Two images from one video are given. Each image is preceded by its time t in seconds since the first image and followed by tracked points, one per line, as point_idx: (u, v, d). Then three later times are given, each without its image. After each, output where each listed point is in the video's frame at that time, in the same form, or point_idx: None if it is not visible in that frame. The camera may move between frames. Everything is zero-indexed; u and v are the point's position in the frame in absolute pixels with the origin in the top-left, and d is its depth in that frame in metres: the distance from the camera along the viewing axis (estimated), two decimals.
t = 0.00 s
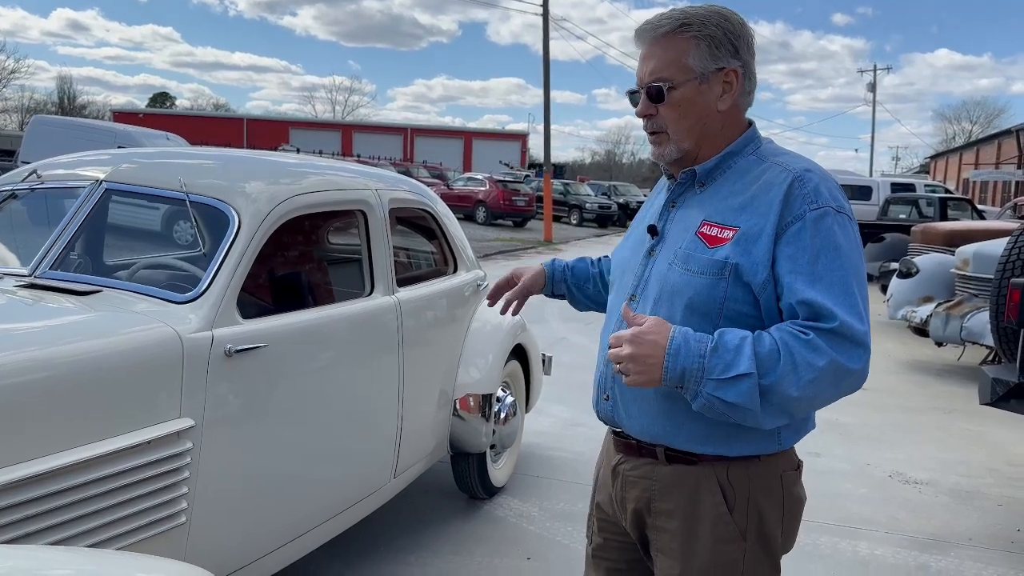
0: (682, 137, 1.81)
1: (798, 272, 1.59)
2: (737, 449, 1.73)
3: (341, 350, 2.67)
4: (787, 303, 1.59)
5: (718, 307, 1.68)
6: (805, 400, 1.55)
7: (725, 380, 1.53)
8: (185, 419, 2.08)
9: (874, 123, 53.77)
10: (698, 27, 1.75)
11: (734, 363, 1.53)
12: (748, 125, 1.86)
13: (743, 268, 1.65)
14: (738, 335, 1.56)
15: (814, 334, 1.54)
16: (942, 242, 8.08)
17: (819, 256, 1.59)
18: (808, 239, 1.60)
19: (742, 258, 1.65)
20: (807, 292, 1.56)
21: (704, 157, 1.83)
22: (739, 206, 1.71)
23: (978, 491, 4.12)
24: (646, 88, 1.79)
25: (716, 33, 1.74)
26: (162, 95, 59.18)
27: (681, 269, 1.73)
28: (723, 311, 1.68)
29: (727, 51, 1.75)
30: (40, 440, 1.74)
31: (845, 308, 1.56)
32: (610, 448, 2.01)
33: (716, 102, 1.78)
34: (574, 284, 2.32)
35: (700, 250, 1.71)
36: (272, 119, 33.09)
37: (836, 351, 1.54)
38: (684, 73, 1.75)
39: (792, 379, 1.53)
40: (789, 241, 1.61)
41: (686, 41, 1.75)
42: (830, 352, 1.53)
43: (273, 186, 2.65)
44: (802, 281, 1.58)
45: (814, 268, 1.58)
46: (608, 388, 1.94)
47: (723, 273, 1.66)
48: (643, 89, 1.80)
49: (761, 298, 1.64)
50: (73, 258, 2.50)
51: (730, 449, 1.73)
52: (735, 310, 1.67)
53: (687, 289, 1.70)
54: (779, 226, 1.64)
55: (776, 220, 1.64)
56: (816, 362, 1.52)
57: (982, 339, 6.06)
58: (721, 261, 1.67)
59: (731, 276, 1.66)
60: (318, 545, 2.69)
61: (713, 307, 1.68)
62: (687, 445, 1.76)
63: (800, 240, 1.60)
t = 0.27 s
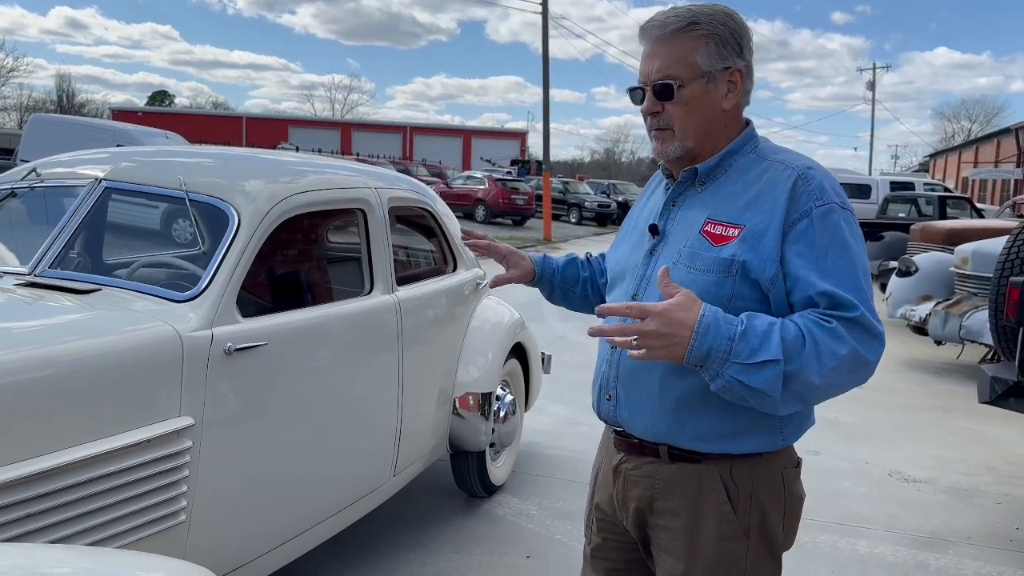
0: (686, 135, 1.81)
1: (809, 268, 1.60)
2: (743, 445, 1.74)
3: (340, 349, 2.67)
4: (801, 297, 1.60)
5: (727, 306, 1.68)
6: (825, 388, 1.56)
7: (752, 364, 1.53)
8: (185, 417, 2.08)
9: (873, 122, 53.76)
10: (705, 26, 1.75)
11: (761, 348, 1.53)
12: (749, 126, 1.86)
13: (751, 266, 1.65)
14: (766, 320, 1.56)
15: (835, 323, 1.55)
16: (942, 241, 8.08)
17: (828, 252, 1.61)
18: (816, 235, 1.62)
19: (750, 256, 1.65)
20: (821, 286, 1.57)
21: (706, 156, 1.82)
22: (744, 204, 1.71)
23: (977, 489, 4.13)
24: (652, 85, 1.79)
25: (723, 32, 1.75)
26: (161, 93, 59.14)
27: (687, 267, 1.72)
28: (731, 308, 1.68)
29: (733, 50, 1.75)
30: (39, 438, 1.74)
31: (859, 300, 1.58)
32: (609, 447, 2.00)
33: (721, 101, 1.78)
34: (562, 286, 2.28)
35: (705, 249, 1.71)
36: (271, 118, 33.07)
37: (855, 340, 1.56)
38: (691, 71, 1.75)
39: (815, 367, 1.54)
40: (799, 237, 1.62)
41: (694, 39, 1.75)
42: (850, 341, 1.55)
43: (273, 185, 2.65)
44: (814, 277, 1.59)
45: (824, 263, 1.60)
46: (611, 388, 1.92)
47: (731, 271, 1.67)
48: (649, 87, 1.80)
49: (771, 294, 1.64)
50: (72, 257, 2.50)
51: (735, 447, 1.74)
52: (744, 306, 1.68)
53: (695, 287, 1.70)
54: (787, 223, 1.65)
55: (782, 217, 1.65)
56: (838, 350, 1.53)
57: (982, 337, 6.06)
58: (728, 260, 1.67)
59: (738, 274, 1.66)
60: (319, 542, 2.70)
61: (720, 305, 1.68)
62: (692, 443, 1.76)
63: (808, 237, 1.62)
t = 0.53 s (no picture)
0: (686, 135, 1.81)
1: (819, 271, 1.61)
2: (749, 447, 1.75)
3: (340, 347, 2.67)
4: (810, 302, 1.61)
5: (735, 307, 1.68)
6: (840, 401, 1.58)
7: (771, 391, 1.53)
8: (186, 416, 2.08)
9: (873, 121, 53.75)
10: (704, 25, 1.75)
11: (780, 374, 1.53)
12: (750, 125, 1.86)
13: (760, 268, 1.65)
14: (782, 342, 1.56)
15: (847, 335, 1.57)
16: (942, 240, 8.08)
17: (836, 255, 1.62)
18: (825, 238, 1.63)
19: (759, 258, 1.66)
20: (832, 291, 1.58)
21: (709, 156, 1.83)
22: (752, 206, 1.71)
23: (977, 489, 4.13)
24: (651, 84, 1.79)
25: (722, 31, 1.75)
26: (161, 92, 59.13)
27: (695, 269, 1.72)
28: (739, 310, 1.68)
29: (732, 50, 1.75)
30: (39, 437, 1.74)
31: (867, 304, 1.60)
32: (611, 447, 2.00)
33: (721, 100, 1.78)
34: (560, 274, 2.28)
35: (713, 251, 1.71)
36: (271, 117, 33.05)
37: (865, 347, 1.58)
38: (690, 71, 1.75)
39: (829, 383, 1.55)
40: (807, 240, 1.64)
41: (692, 38, 1.76)
42: (861, 351, 1.57)
43: (273, 184, 2.65)
44: (824, 280, 1.60)
45: (833, 266, 1.61)
46: (616, 390, 1.90)
47: (740, 273, 1.67)
48: (648, 86, 1.80)
49: (779, 297, 1.65)
50: (73, 255, 2.50)
51: (741, 446, 1.75)
52: (752, 309, 1.68)
53: (703, 289, 1.70)
54: (795, 225, 1.66)
55: (791, 219, 1.66)
56: (852, 363, 1.56)
57: (982, 337, 6.06)
58: (737, 262, 1.67)
59: (747, 276, 1.67)
60: (320, 541, 2.70)
61: (730, 308, 1.68)
62: (698, 443, 1.76)
63: (817, 240, 1.63)
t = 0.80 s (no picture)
0: (686, 134, 1.80)
1: (820, 273, 1.61)
2: (750, 448, 1.75)
3: (342, 347, 2.68)
4: (812, 305, 1.61)
5: (737, 309, 1.68)
6: (843, 405, 1.59)
7: (774, 400, 1.54)
8: (187, 415, 2.08)
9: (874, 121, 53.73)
10: (703, 24, 1.75)
11: (782, 382, 1.54)
12: (749, 124, 1.86)
13: (762, 270, 1.65)
14: (784, 349, 1.56)
15: (849, 340, 1.57)
16: (942, 240, 8.08)
17: (837, 257, 1.62)
18: (826, 240, 1.63)
19: (760, 260, 1.65)
20: (835, 294, 1.59)
21: (708, 156, 1.82)
22: (752, 207, 1.71)
23: (978, 489, 4.13)
24: (650, 84, 1.79)
25: (722, 30, 1.75)
26: (161, 92, 59.14)
27: (696, 272, 1.72)
28: (741, 313, 1.68)
29: (732, 49, 1.75)
30: (40, 436, 1.74)
31: (868, 306, 1.60)
32: (612, 447, 2.00)
33: (720, 100, 1.78)
34: (564, 292, 2.27)
35: (714, 253, 1.71)
36: (271, 116, 33.05)
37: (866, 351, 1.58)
38: (690, 70, 1.75)
39: (832, 389, 1.56)
40: (808, 242, 1.64)
41: (692, 38, 1.75)
42: (863, 355, 1.57)
43: (275, 183, 2.65)
44: (826, 284, 1.60)
45: (834, 268, 1.62)
46: (616, 392, 1.90)
47: (742, 276, 1.66)
48: (647, 85, 1.80)
49: (780, 301, 1.65)
50: (75, 254, 2.50)
51: (743, 447, 1.75)
52: (754, 312, 1.68)
53: (704, 293, 1.70)
54: (795, 227, 1.66)
55: (791, 221, 1.66)
56: (854, 368, 1.56)
57: (982, 337, 6.06)
58: (738, 264, 1.67)
59: (749, 278, 1.66)
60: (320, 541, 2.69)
61: (732, 310, 1.68)
62: (699, 445, 1.77)
63: (818, 241, 1.63)
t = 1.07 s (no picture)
0: (677, 137, 1.81)
1: (811, 272, 1.61)
2: (743, 447, 1.75)
3: (344, 347, 2.68)
4: (802, 304, 1.61)
5: (728, 309, 1.68)
6: (829, 404, 1.59)
7: (757, 398, 1.54)
8: (189, 415, 2.08)
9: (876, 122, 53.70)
10: (691, 27, 1.74)
11: (765, 380, 1.54)
12: (743, 124, 1.85)
13: (753, 270, 1.65)
14: (768, 347, 1.57)
15: (835, 340, 1.56)
16: (944, 240, 8.08)
17: (828, 256, 1.62)
18: (817, 239, 1.63)
19: (752, 260, 1.65)
20: (824, 294, 1.58)
21: (700, 158, 1.83)
22: (746, 207, 1.71)
23: (979, 489, 4.13)
24: (639, 88, 1.79)
25: (710, 33, 1.74)
26: (163, 92, 59.22)
27: (689, 272, 1.72)
28: (733, 312, 1.68)
29: (721, 51, 1.74)
30: (43, 436, 1.75)
31: (858, 306, 1.60)
32: (608, 447, 2.00)
33: (711, 102, 1.78)
34: (563, 294, 2.27)
35: (707, 253, 1.71)
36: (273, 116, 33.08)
37: (853, 350, 1.58)
38: (678, 74, 1.74)
39: (819, 388, 1.56)
40: (798, 242, 1.64)
41: (680, 41, 1.75)
42: (850, 355, 1.56)
43: (277, 184, 2.65)
44: (816, 284, 1.60)
45: (825, 268, 1.62)
46: (610, 392, 1.90)
47: (734, 276, 1.66)
48: (636, 89, 1.81)
49: (772, 301, 1.65)
50: (77, 254, 2.51)
51: (737, 446, 1.75)
52: (746, 311, 1.68)
53: (696, 292, 1.70)
54: (787, 227, 1.66)
55: (783, 221, 1.66)
56: (840, 368, 1.56)
57: (984, 337, 6.06)
58: (730, 264, 1.67)
59: (741, 278, 1.66)
60: (322, 541, 2.70)
61: (723, 310, 1.68)
62: (693, 444, 1.76)
63: (809, 241, 1.63)
